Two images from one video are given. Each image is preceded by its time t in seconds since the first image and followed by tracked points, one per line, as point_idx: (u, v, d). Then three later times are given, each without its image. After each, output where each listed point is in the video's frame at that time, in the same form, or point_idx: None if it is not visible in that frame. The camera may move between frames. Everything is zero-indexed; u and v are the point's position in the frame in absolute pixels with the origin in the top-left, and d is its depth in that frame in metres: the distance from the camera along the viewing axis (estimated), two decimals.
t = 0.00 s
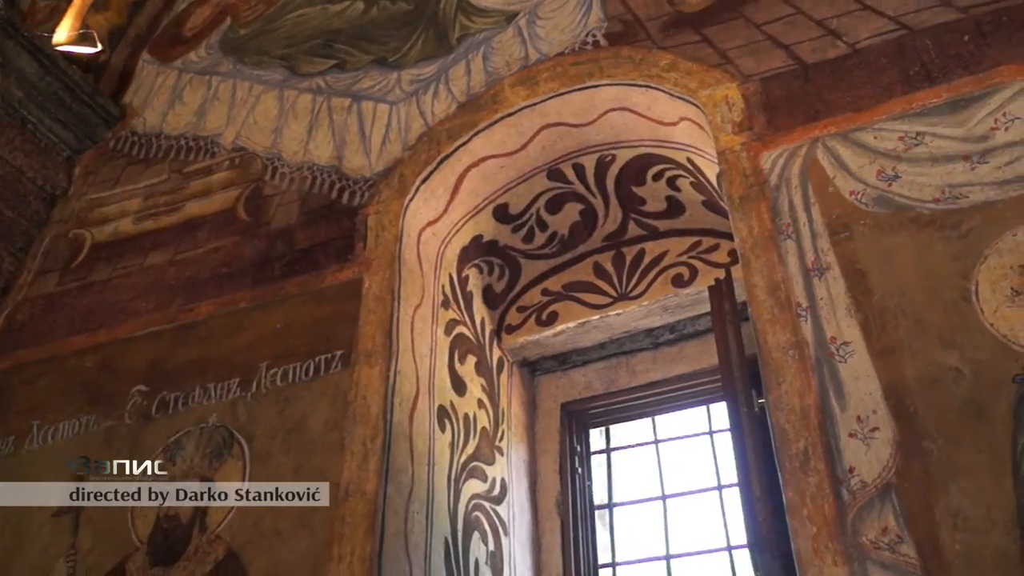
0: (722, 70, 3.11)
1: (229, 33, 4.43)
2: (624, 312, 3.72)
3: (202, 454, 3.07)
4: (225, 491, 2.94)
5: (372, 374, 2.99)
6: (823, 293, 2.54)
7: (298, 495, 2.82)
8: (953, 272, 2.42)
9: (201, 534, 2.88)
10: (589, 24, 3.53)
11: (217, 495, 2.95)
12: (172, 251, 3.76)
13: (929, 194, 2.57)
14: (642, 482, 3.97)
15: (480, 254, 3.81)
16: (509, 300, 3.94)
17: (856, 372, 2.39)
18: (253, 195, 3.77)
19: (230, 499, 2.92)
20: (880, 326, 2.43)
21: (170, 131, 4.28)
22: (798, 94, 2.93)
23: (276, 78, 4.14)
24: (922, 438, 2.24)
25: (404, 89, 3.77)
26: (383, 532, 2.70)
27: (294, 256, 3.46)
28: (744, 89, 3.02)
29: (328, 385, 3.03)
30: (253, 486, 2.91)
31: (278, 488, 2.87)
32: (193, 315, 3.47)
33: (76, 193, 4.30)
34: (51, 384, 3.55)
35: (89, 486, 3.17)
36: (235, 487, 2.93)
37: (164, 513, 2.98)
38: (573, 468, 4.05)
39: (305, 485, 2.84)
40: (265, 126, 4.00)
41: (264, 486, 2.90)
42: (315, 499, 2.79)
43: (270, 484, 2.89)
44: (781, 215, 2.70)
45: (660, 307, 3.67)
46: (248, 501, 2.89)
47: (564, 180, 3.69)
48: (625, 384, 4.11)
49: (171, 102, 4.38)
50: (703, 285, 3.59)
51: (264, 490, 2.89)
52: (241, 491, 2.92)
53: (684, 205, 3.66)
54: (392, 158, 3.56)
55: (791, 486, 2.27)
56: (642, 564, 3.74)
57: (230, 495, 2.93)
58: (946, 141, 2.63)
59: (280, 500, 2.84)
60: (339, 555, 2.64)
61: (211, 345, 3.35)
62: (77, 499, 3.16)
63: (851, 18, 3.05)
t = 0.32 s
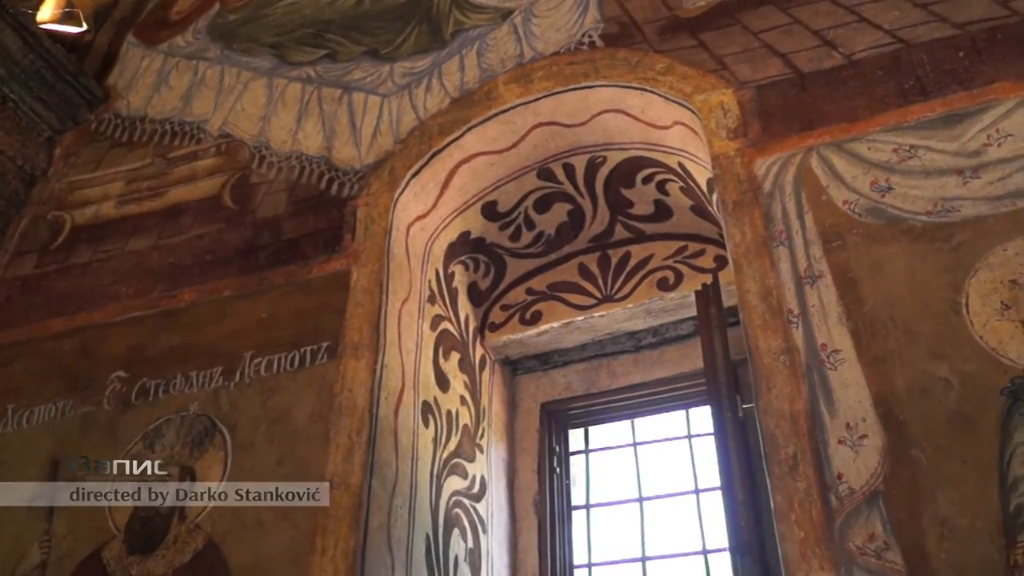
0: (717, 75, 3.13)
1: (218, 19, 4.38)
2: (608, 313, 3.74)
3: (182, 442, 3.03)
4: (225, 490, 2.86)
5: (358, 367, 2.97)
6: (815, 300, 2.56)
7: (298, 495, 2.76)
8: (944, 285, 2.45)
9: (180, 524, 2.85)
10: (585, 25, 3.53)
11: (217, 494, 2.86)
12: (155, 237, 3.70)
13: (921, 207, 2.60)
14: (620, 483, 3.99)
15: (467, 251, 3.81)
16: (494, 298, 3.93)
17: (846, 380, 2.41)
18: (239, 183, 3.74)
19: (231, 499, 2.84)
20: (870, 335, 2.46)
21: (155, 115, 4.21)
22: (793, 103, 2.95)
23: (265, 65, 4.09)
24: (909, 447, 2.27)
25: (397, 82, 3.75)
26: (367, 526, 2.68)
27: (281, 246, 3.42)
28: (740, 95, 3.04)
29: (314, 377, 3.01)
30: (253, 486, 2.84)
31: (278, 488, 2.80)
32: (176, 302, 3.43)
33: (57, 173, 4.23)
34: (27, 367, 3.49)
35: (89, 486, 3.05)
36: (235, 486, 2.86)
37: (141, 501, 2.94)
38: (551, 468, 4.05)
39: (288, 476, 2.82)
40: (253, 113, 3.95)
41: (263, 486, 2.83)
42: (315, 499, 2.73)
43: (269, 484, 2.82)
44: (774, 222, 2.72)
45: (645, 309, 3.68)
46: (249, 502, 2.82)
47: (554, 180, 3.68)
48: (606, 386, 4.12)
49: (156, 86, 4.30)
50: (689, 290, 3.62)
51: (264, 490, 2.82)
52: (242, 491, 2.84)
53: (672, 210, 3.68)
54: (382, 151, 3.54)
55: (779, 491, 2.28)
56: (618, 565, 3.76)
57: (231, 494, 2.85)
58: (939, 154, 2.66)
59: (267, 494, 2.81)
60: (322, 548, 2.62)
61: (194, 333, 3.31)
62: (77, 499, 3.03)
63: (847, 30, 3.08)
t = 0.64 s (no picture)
0: (713, 82, 3.15)
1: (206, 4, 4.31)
2: (593, 315, 3.74)
3: (164, 430, 3.01)
4: (225, 490, 2.80)
5: (346, 360, 2.96)
6: (807, 308, 2.58)
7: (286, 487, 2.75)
8: (935, 297, 2.49)
9: (161, 514, 2.82)
10: (581, 26, 3.54)
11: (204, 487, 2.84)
12: (138, 223, 3.65)
13: (914, 219, 2.63)
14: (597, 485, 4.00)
15: (454, 248, 3.79)
16: (478, 296, 3.93)
17: (837, 389, 2.43)
18: (226, 171, 3.69)
19: (231, 499, 2.78)
20: (861, 345, 2.48)
21: (140, 99, 4.13)
22: (788, 112, 2.97)
23: (254, 53, 4.05)
24: (898, 456, 2.29)
25: (389, 75, 3.73)
26: (352, 520, 2.67)
27: (268, 236, 3.39)
28: (735, 102, 3.06)
29: (300, 369, 2.99)
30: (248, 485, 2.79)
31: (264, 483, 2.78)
32: (159, 290, 3.38)
33: (36, 155, 4.14)
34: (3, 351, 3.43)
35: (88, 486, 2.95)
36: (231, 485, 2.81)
37: (121, 489, 2.90)
38: (529, 467, 4.06)
39: (273, 468, 2.80)
40: (241, 101, 3.91)
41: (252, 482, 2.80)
42: (304, 493, 2.71)
43: (269, 484, 2.77)
44: (767, 229, 2.74)
45: (629, 312, 3.70)
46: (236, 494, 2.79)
47: (544, 179, 3.68)
48: (586, 387, 4.13)
49: (141, 70, 4.23)
50: (674, 294, 3.64)
51: (264, 490, 2.77)
52: (243, 491, 2.79)
53: (660, 213, 3.69)
54: (373, 144, 3.52)
55: (768, 495, 2.30)
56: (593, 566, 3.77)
57: (228, 493, 2.80)
58: (931, 168, 2.70)
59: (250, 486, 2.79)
60: (307, 542, 2.61)
61: (178, 321, 3.28)
62: (76, 500, 2.93)
63: (843, 41, 3.11)
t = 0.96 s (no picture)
0: (708, 88, 3.17)
1: None
2: (578, 316, 3.74)
3: (149, 420, 2.99)
4: (210, 482, 2.80)
5: (335, 354, 2.95)
6: (798, 316, 2.61)
7: (273, 481, 2.74)
8: (925, 309, 2.52)
9: (143, 502, 2.82)
10: (578, 26, 3.54)
11: (189, 478, 2.83)
12: (123, 208, 3.60)
13: (905, 232, 2.67)
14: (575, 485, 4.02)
15: (441, 244, 3.78)
16: (463, 293, 3.92)
17: (827, 396, 2.45)
18: (213, 158, 3.65)
19: (217, 491, 2.78)
20: (851, 353, 2.51)
21: (125, 82, 4.06)
22: (783, 121, 3.00)
23: (244, 40, 4.00)
24: (886, 465, 2.32)
25: (381, 68, 3.71)
26: (339, 514, 2.68)
27: (256, 226, 3.36)
28: (730, 109, 3.08)
29: (288, 361, 2.98)
30: (234, 477, 2.79)
31: (252, 478, 2.77)
32: (143, 276, 3.34)
33: (17, 135, 4.06)
34: None
35: (85, 488, 2.88)
36: (216, 478, 2.80)
37: (102, 477, 2.89)
38: (508, 465, 4.06)
39: (260, 460, 2.80)
40: (230, 89, 3.86)
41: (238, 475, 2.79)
42: (293, 486, 2.71)
43: (256, 477, 2.77)
44: (760, 237, 2.77)
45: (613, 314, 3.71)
46: (221, 485, 2.79)
47: (534, 179, 3.68)
48: (566, 386, 4.14)
49: (126, 53, 4.15)
50: (660, 298, 3.66)
51: (253, 484, 2.76)
52: (232, 485, 2.78)
53: (648, 217, 3.71)
54: (365, 137, 3.50)
55: (757, 500, 2.32)
56: (570, 566, 3.79)
57: (213, 485, 2.79)
58: (923, 182, 2.74)
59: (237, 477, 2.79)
60: (294, 535, 2.61)
61: (163, 309, 3.24)
62: (75, 502, 2.86)
63: (838, 53, 3.15)
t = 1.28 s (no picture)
0: (704, 94, 3.19)
1: None
2: (564, 315, 3.80)
3: (134, 408, 2.96)
4: (195, 473, 2.79)
5: (325, 347, 2.93)
6: (790, 323, 2.64)
7: (260, 473, 2.74)
8: (915, 320, 2.56)
9: (127, 491, 2.79)
10: (574, 27, 3.54)
11: (174, 468, 2.81)
12: (109, 192, 3.56)
13: (897, 244, 2.71)
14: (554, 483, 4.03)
15: (429, 239, 3.77)
16: (449, 289, 3.95)
17: (818, 404, 2.48)
18: (203, 146, 3.62)
19: (203, 482, 2.77)
20: (843, 362, 2.54)
21: (112, 65, 3.99)
22: (777, 129, 3.04)
23: (234, 28, 3.94)
24: (875, 473, 2.35)
25: (375, 62, 3.69)
26: (327, 508, 2.68)
27: (246, 216, 3.34)
28: (725, 115, 3.11)
29: (278, 353, 2.96)
30: (220, 469, 2.78)
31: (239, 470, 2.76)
32: (130, 263, 3.31)
33: None
34: None
35: (66, 472, 2.85)
36: (202, 469, 2.79)
37: (84, 464, 2.85)
38: (489, 462, 4.05)
39: (248, 452, 2.79)
40: (220, 76, 3.81)
41: (225, 467, 2.78)
42: (280, 479, 2.70)
43: (243, 469, 2.76)
44: (754, 244, 2.81)
45: (599, 314, 3.77)
46: (207, 476, 2.78)
47: (525, 177, 3.68)
48: (549, 385, 4.14)
49: (114, 35, 4.05)
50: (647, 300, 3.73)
51: (240, 477, 2.75)
52: (218, 476, 2.77)
53: (637, 219, 3.73)
54: (358, 130, 3.48)
55: (747, 504, 2.35)
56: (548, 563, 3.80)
57: (199, 476, 2.78)
58: (915, 195, 2.79)
59: (223, 468, 2.78)
60: (281, 528, 2.61)
61: (150, 297, 3.22)
62: (55, 486, 2.84)
63: (834, 64, 3.18)
